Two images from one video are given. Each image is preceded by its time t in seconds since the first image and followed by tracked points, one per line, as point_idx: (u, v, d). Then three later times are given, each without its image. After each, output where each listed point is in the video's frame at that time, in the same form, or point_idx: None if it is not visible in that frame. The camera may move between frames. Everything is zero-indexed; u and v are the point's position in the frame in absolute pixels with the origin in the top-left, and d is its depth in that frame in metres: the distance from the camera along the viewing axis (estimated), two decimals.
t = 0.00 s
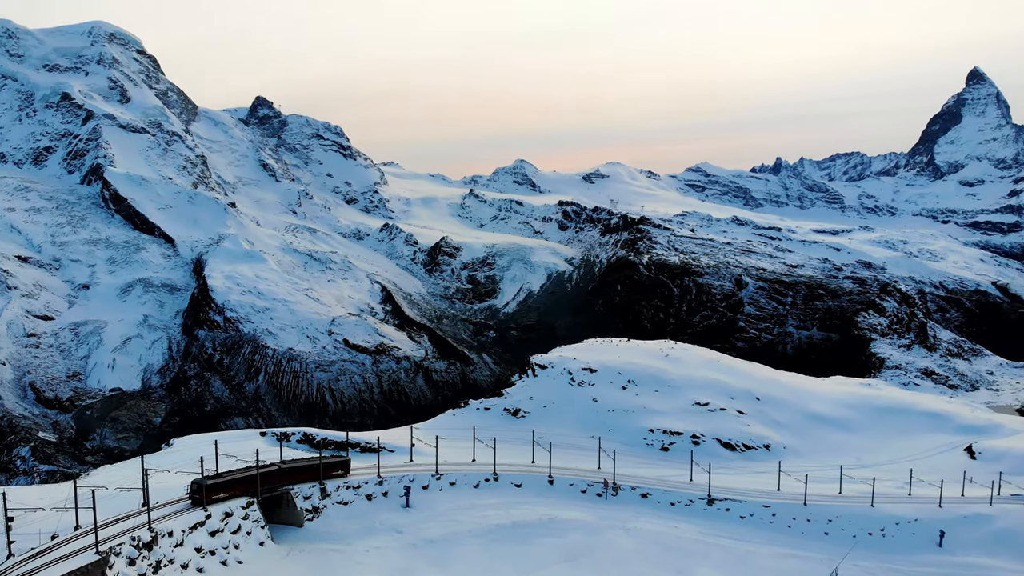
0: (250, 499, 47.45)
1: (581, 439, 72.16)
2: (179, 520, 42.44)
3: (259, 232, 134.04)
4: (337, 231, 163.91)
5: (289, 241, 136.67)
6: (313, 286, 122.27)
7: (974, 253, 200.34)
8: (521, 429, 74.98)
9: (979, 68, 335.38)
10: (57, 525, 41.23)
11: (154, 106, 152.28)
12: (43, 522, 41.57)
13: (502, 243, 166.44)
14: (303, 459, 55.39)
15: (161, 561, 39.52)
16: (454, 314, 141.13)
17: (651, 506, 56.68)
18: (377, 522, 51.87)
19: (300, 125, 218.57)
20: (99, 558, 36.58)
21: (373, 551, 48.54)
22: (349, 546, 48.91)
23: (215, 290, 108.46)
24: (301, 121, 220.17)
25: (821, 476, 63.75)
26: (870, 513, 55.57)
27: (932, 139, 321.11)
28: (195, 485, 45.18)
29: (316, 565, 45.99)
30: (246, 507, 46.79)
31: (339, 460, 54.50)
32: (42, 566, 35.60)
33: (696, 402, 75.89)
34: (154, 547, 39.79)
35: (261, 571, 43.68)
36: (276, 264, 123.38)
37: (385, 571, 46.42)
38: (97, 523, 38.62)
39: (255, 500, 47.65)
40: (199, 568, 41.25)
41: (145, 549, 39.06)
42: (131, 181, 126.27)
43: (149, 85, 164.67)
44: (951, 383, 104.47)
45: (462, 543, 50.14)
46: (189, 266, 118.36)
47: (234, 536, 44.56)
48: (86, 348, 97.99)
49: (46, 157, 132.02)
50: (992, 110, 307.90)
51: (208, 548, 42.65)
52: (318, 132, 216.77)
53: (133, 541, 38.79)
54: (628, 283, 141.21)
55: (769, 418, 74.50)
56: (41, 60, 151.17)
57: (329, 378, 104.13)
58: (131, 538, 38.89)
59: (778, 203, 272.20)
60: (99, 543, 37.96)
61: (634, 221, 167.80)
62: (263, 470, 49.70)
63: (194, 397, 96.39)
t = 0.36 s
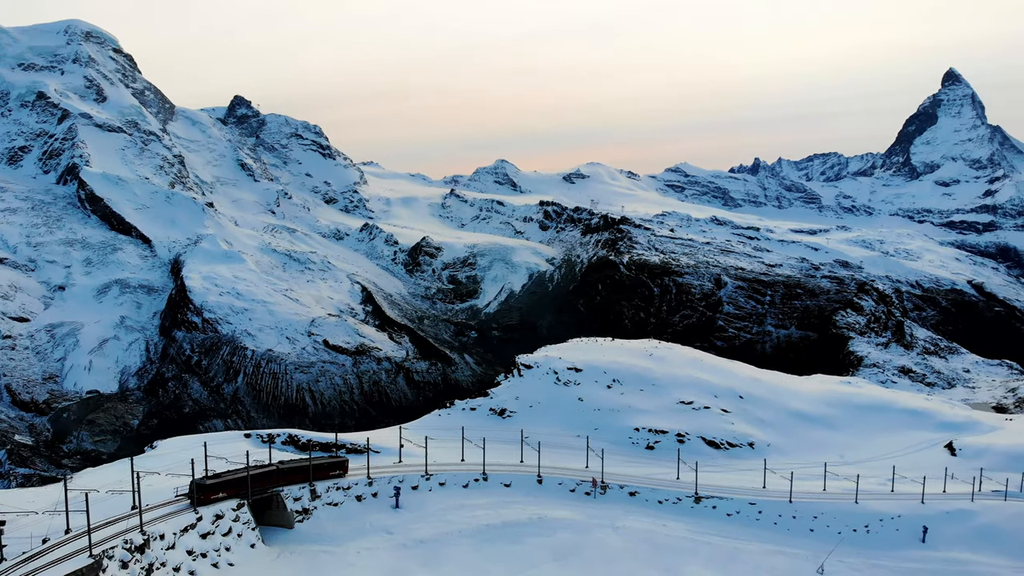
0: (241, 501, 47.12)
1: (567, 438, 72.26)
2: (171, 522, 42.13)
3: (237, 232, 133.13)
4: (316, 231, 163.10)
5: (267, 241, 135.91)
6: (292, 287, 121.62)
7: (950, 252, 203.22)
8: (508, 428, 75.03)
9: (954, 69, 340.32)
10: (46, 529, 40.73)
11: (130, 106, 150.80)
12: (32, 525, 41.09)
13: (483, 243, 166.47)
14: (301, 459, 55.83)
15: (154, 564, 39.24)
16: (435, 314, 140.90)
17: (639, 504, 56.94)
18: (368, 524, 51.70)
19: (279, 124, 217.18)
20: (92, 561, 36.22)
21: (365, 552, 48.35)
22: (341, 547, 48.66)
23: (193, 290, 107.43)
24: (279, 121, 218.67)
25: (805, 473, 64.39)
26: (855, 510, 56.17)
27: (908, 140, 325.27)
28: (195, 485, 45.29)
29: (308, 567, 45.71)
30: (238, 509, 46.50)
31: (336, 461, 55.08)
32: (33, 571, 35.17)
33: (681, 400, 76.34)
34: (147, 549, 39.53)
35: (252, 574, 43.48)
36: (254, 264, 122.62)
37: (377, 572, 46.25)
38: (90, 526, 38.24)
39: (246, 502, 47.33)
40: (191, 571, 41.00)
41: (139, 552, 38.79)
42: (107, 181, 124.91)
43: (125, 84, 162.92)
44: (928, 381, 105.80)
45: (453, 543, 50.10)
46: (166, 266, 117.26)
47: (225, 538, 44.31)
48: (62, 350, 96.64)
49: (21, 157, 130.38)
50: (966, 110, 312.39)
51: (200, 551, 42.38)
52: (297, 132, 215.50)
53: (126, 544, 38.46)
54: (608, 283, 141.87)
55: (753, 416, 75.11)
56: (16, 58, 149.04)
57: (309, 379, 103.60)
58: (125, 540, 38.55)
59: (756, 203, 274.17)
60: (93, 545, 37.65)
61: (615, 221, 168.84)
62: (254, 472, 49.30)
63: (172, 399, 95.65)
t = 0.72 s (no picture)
0: (231, 503, 46.82)
1: (552, 437, 72.37)
2: (161, 525, 41.81)
3: (212, 232, 131.90)
4: (293, 231, 162.01)
5: (243, 241, 134.83)
6: (268, 287, 120.77)
7: (923, 251, 206.27)
8: (492, 428, 75.03)
9: (926, 71, 345.63)
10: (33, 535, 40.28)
11: (103, 105, 149.01)
12: (17, 532, 40.59)
13: (462, 242, 166.26)
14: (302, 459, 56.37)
15: (145, 568, 38.95)
16: (413, 315, 140.50)
17: (626, 502, 57.24)
18: (356, 525, 51.48)
19: (255, 123, 215.29)
20: (84, 565, 36.04)
21: (355, 553, 48.13)
22: (330, 549, 48.40)
23: (168, 291, 106.35)
24: (255, 120, 216.60)
25: (787, 471, 64.99)
26: (837, 506, 56.85)
27: (881, 141, 329.62)
28: (194, 484, 46.06)
29: (298, 569, 45.43)
30: (227, 511, 46.14)
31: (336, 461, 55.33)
32: None
33: (664, 399, 76.76)
34: (138, 554, 39.21)
35: None
36: (230, 265, 121.61)
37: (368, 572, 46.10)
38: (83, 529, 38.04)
39: (236, 504, 47.01)
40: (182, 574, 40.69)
41: (130, 556, 38.49)
42: (80, 180, 123.21)
43: (98, 83, 160.75)
44: (903, 379, 107.29)
45: (443, 543, 50.07)
46: (141, 266, 116.06)
47: (214, 541, 43.96)
48: (35, 352, 95.09)
49: None
50: (939, 111, 317.23)
51: (190, 554, 42.06)
52: (273, 131, 213.74)
53: (117, 548, 38.14)
54: (587, 283, 142.47)
55: (734, 414, 75.74)
56: None
57: (286, 381, 102.99)
58: (116, 545, 38.24)
59: (732, 203, 276.24)
60: (84, 550, 37.36)
61: (593, 221, 169.51)
62: (241, 474, 49.07)
63: (147, 402, 94.70)
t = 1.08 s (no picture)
0: (220, 506, 46.53)
1: (537, 437, 72.44)
2: (151, 529, 41.37)
3: (186, 232, 130.53)
4: (269, 231, 160.86)
5: (217, 242, 133.66)
6: (244, 288, 119.86)
7: (896, 251, 209.19)
8: (477, 428, 75.02)
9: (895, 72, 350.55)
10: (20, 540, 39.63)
11: (76, 104, 147.20)
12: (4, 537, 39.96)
13: (441, 242, 165.98)
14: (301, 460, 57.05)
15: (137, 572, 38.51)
16: (391, 315, 140.07)
17: (613, 500, 57.51)
18: (346, 526, 51.27)
19: (230, 123, 213.37)
20: (77, 569, 35.50)
21: (345, 554, 47.90)
22: (322, 551, 48.13)
23: (142, 292, 105.22)
24: (230, 119, 214.65)
25: (770, 468, 65.62)
26: (821, 503, 57.52)
27: (856, 142, 333.84)
28: (194, 484, 47.09)
29: (290, 570, 45.14)
30: (216, 513, 45.80)
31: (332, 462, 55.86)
32: None
33: (646, 398, 77.13)
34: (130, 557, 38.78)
35: None
36: (205, 265, 120.54)
37: (359, 573, 45.92)
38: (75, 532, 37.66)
39: (224, 507, 46.72)
40: None
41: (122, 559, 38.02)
42: (52, 180, 121.41)
43: (71, 82, 158.59)
44: (877, 376, 108.62)
45: (433, 543, 50.02)
46: (114, 267, 114.61)
47: (204, 544, 43.52)
48: (6, 354, 93.48)
49: None
50: (912, 112, 321.81)
51: (180, 557, 41.58)
52: (249, 131, 211.96)
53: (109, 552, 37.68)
54: (565, 283, 142.96)
55: (716, 412, 76.36)
56: None
57: (262, 383, 102.24)
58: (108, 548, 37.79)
59: (708, 203, 278.14)
60: (76, 553, 36.89)
61: (571, 221, 170.19)
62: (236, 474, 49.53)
63: (121, 404, 93.55)
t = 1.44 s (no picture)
0: (211, 508, 46.34)
1: (524, 436, 72.47)
2: (142, 532, 40.99)
3: (163, 233, 129.29)
4: (247, 231, 159.73)
5: (194, 242, 132.58)
6: (222, 289, 119.01)
7: (873, 251, 211.61)
8: (464, 428, 74.98)
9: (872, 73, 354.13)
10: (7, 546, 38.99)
11: (52, 103, 145.41)
12: None
13: (422, 243, 165.64)
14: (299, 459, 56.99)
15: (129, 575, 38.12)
16: (372, 316, 139.70)
17: (601, 499, 57.74)
18: (336, 527, 51.08)
19: (207, 122, 211.41)
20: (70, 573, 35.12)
21: (336, 556, 47.70)
22: (313, 552, 47.89)
23: (118, 293, 104.21)
24: (207, 119, 212.64)
25: (755, 466, 66.13)
26: (806, 500, 58.09)
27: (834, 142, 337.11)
28: (192, 485, 47.12)
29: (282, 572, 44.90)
30: (207, 515, 45.59)
31: (329, 462, 55.63)
32: None
33: (631, 397, 77.39)
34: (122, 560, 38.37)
35: None
36: (183, 266, 119.54)
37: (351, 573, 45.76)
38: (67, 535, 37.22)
39: (215, 508, 46.51)
40: None
41: (114, 562, 37.60)
42: (28, 180, 119.49)
43: (47, 81, 156.45)
44: (855, 374, 109.71)
45: (424, 543, 49.96)
46: (91, 267, 113.34)
47: (195, 546, 43.18)
48: None
49: None
50: (888, 113, 325.40)
51: (172, 560, 41.22)
52: (227, 130, 210.14)
53: (102, 555, 37.25)
54: (547, 283, 143.30)
55: (699, 411, 76.85)
56: None
57: (241, 385, 101.56)
58: (100, 552, 37.35)
59: (687, 203, 279.51)
60: (69, 556, 36.46)
61: (552, 221, 170.64)
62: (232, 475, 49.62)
63: (98, 407, 92.53)
